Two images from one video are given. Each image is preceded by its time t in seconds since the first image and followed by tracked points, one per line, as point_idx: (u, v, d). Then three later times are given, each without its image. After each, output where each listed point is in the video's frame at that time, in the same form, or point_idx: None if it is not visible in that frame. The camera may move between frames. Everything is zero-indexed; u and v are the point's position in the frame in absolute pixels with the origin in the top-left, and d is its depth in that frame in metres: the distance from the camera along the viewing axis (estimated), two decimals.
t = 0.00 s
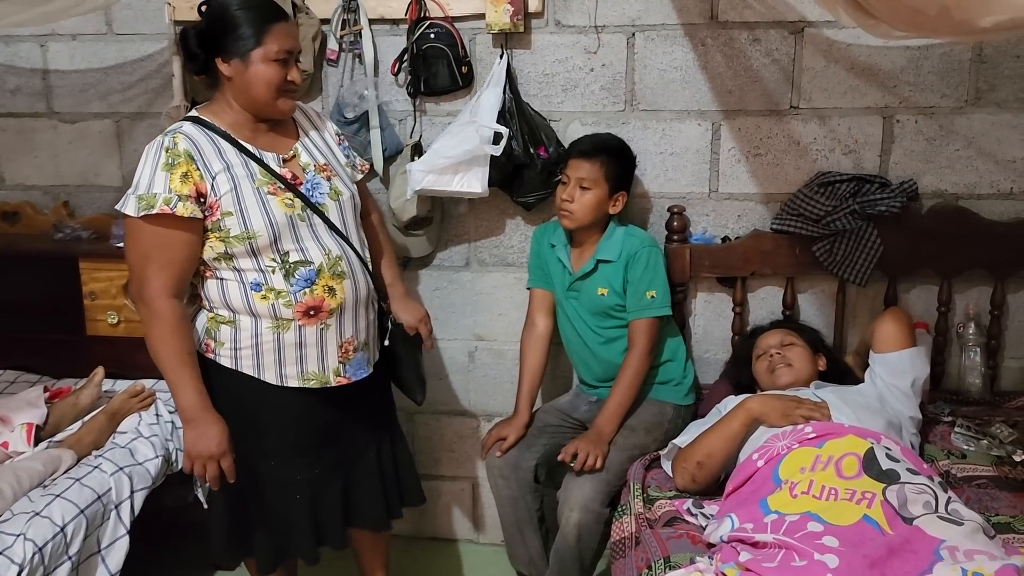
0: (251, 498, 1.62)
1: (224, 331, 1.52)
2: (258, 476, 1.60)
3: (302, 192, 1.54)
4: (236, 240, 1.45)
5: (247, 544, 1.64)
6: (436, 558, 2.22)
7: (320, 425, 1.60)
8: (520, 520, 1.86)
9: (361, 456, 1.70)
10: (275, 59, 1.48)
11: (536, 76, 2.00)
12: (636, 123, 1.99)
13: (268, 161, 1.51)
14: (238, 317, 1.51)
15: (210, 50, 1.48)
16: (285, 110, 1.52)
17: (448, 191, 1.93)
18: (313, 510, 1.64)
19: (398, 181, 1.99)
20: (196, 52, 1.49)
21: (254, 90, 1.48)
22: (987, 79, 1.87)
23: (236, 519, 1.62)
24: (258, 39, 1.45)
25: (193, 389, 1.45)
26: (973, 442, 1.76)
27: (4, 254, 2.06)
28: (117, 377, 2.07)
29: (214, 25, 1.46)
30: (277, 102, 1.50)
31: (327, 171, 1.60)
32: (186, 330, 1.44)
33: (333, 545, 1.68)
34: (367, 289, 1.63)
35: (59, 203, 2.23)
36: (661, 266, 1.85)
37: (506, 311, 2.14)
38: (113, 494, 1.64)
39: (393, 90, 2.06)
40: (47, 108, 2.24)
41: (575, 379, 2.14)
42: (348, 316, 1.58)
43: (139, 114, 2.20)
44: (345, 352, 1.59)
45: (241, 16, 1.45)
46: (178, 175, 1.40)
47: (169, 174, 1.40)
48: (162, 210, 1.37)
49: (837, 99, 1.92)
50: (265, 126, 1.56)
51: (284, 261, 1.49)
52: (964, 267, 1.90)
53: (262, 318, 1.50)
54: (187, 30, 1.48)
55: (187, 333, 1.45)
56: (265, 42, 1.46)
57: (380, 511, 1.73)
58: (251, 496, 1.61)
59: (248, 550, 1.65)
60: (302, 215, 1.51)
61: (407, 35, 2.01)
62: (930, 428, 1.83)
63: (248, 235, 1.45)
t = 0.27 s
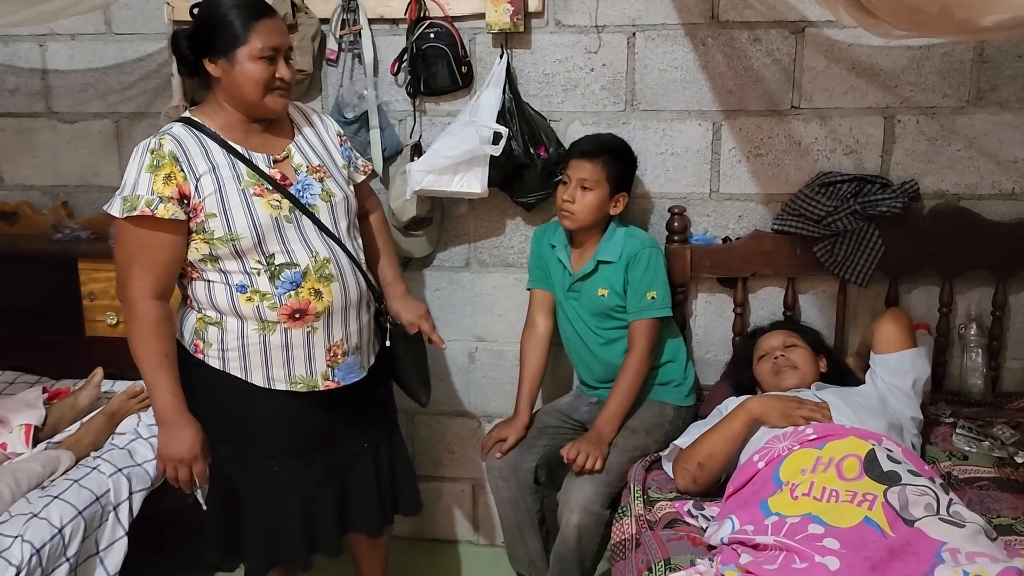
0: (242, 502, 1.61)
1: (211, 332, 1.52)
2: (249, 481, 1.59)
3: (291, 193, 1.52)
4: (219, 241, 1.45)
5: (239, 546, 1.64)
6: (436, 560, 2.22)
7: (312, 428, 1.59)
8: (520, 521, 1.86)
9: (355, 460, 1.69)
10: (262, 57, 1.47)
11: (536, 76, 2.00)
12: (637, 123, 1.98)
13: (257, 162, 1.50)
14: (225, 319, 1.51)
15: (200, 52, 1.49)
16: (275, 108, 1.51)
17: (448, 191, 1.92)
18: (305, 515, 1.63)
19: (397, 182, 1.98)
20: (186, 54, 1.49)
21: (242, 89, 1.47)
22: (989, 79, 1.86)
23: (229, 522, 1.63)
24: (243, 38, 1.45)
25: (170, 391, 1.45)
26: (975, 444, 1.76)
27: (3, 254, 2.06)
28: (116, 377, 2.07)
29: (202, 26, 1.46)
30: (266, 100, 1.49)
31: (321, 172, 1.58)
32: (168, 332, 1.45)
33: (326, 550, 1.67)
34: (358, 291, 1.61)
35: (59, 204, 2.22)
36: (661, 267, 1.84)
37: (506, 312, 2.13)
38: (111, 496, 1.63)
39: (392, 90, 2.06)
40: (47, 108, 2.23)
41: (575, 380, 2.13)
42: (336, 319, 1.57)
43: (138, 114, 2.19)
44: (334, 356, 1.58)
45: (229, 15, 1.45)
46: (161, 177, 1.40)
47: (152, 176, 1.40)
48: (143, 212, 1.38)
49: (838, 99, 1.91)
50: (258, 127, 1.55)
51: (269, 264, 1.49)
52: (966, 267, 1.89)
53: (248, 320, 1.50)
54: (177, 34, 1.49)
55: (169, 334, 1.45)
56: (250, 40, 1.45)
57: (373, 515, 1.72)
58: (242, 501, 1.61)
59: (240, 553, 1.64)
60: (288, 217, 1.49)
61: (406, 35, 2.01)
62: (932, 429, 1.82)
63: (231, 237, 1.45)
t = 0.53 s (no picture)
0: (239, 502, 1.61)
1: (208, 330, 1.52)
2: (246, 481, 1.60)
3: (290, 195, 1.50)
4: (215, 242, 1.45)
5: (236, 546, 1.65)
6: (438, 559, 2.22)
7: (309, 430, 1.59)
8: (522, 522, 1.85)
9: (354, 463, 1.68)
10: (253, 53, 1.47)
11: (538, 76, 2.00)
12: (639, 123, 1.98)
13: (256, 164, 1.49)
14: (221, 318, 1.51)
15: (196, 56, 1.50)
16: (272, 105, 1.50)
17: (449, 191, 1.92)
18: (301, 517, 1.63)
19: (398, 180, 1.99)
20: (184, 62, 1.52)
21: (236, 87, 1.47)
22: (991, 79, 1.86)
23: (228, 520, 1.64)
24: (233, 36, 1.45)
25: (159, 391, 1.48)
26: (976, 444, 1.76)
27: (5, 254, 2.06)
28: (117, 377, 2.07)
29: (195, 29, 1.48)
30: (262, 97, 1.48)
31: (322, 173, 1.55)
32: (161, 332, 1.47)
33: (323, 553, 1.67)
34: (357, 294, 1.59)
35: (60, 204, 2.22)
36: (663, 268, 1.84)
37: (508, 312, 2.13)
38: (113, 496, 1.63)
39: (394, 90, 2.06)
40: (48, 108, 2.23)
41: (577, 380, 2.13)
42: (332, 322, 1.55)
43: (140, 114, 2.19)
44: (329, 359, 1.57)
45: (218, 13, 1.46)
46: (158, 178, 1.42)
47: (150, 177, 1.41)
48: (138, 213, 1.39)
49: (840, 99, 1.91)
50: (259, 126, 1.55)
51: (264, 265, 1.48)
52: (968, 268, 1.89)
53: (243, 320, 1.50)
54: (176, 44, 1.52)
55: (162, 334, 1.48)
56: (239, 37, 1.45)
57: (373, 519, 1.71)
58: (238, 501, 1.61)
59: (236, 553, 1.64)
60: (286, 219, 1.48)
61: (408, 35, 2.01)
62: (933, 430, 1.82)
63: (226, 238, 1.44)
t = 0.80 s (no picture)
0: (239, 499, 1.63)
1: (213, 327, 1.53)
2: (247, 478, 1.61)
3: (297, 195, 1.49)
4: (220, 241, 1.46)
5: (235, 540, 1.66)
6: (440, 559, 2.22)
7: (311, 431, 1.59)
8: (524, 521, 1.86)
9: (356, 464, 1.68)
10: (262, 51, 1.48)
11: (539, 76, 2.00)
12: (640, 123, 1.99)
13: (266, 162, 1.49)
14: (226, 315, 1.52)
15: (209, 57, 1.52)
16: (283, 101, 1.50)
17: (451, 191, 1.93)
18: (300, 515, 1.64)
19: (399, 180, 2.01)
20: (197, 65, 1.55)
21: (246, 85, 1.48)
22: (991, 79, 1.87)
23: (229, 513, 1.66)
24: (242, 34, 1.47)
25: (164, 385, 1.49)
26: (977, 444, 1.76)
27: (7, 254, 2.06)
28: (120, 377, 2.07)
29: (207, 30, 1.50)
30: (273, 93, 1.49)
31: (333, 174, 1.54)
32: (167, 327, 1.49)
33: (321, 552, 1.67)
34: (362, 296, 1.58)
35: (63, 204, 2.22)
36: (665, 268, 1.84)
37: (509, 311, 2.13)
38: (116, 496, 1.62)
39: (396, 90, 2.06)
40: (51, 108, 2.23)
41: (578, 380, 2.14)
42: (335, 324, 1.55)
43: (142, 114, 2.20)
44: (330, 360, 1.56)
45: (227, 13, 1.47)
46: (167, 175, 1.43)
47: (159, 175, 1.43)
48: (146, 209, 1.41)
49: (841, 99, 1.92)
50: (272, 124, 1.55)
51: (268, 264, 1.48)
52: (969, 268, 1.89)
53: (247, 318, 1.51)
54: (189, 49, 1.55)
55: (168, 329, 1.49)
56: (248, 36, 1.47)
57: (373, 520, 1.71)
58: (239, 496, 1.63)
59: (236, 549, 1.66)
60: (291, 219, 1.48)
61: (410, 35, 2.01)
62: (935, 429, 1.83)
63: (231, 237, 1.45)
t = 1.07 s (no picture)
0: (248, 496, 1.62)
1: (229, 324, 1.53)
2: (256, 476, 1.60)
3: (316, 192, 1.51)
4: (239, 236, 1.46)
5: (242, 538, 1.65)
6: (441, 558, 2.22)
7: (320, 428, 1.59)
8: (525, 521, 1.86)
9: (364, 462, 1.68)
10: (283, 51, 1.47)
11: (541, 75, 2.00)
12: (642, 123, 1.99)
13: (285, 160, 1.50)
14: (242, 312, 1.52)
15: (230, 53, 1.51)
16: (301, 103, 1.50)
17: (452, 190, 1.93)
18: (309, 512, 1.64)
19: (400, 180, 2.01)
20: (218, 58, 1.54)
21: (265, 84, 1.48)
22: (993, 79, 1.87)
23: (234, 512, 1.64)
24: (264, 34, 1.46)
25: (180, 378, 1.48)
26: (979, 443, 1.76)
27: (9, 254, 2.06)
28: (121, 377, 2.07)
29: (229, 26, 1.49)
30: (291, 95, 1.49)
31: (349, 173, 1.56)
32: (184, 321, 1.47)
33: (328, 549, 1.67)
34: (377, 294, 1.59)
35: (64, 203, 2.23)
36: (666, 268, 1.84)
37: (511, 311, 2.13)
38: (118, 495, 1.63)
39: (397, 90, 2.06)
40: (52, 108, 2.24)
41: (579, 380, 2.14)
42: (352, 321, 1.56)
43: (144, 114, 2.20)
44: (347, 357, 1.57)
45: (250, 12, 1.46)
46: (188, 169, 1.43)
47: (180, 168, 1.43)
48: (167, 202, 1.40)
49: (842, 99, 1.92)
50: (290, 123, 1.55)
51: (287, 261, 1.49)
52: (971, 267, 1.89)
53: (264, 316, 1.50)
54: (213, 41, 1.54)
55: (185, 324, 1.48)
56: (271, 36, 1.46)
57: (381, 518, 1.72)
58: (247, 494, 1.61)
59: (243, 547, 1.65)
60: (310, 216, 1.49)
61: (411, 35, 2.01)
62: (936, 429, 1.83)
63: (251, 232, 1.46)
